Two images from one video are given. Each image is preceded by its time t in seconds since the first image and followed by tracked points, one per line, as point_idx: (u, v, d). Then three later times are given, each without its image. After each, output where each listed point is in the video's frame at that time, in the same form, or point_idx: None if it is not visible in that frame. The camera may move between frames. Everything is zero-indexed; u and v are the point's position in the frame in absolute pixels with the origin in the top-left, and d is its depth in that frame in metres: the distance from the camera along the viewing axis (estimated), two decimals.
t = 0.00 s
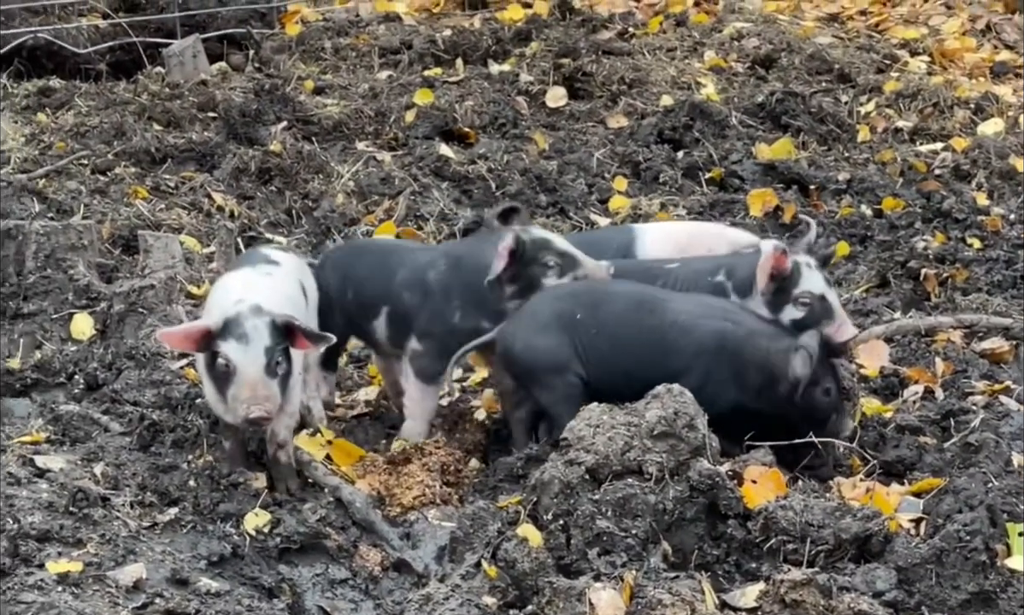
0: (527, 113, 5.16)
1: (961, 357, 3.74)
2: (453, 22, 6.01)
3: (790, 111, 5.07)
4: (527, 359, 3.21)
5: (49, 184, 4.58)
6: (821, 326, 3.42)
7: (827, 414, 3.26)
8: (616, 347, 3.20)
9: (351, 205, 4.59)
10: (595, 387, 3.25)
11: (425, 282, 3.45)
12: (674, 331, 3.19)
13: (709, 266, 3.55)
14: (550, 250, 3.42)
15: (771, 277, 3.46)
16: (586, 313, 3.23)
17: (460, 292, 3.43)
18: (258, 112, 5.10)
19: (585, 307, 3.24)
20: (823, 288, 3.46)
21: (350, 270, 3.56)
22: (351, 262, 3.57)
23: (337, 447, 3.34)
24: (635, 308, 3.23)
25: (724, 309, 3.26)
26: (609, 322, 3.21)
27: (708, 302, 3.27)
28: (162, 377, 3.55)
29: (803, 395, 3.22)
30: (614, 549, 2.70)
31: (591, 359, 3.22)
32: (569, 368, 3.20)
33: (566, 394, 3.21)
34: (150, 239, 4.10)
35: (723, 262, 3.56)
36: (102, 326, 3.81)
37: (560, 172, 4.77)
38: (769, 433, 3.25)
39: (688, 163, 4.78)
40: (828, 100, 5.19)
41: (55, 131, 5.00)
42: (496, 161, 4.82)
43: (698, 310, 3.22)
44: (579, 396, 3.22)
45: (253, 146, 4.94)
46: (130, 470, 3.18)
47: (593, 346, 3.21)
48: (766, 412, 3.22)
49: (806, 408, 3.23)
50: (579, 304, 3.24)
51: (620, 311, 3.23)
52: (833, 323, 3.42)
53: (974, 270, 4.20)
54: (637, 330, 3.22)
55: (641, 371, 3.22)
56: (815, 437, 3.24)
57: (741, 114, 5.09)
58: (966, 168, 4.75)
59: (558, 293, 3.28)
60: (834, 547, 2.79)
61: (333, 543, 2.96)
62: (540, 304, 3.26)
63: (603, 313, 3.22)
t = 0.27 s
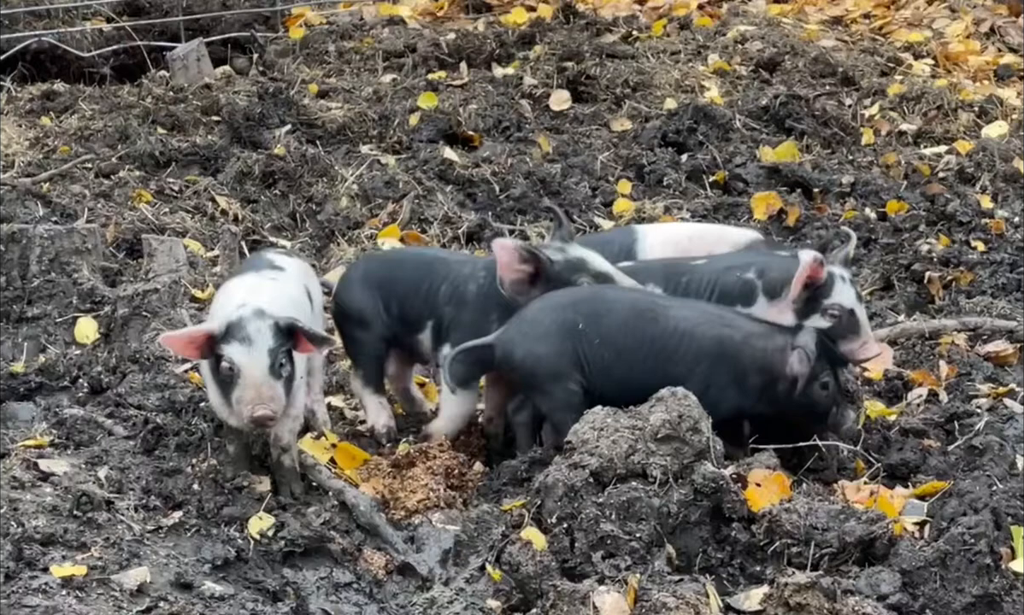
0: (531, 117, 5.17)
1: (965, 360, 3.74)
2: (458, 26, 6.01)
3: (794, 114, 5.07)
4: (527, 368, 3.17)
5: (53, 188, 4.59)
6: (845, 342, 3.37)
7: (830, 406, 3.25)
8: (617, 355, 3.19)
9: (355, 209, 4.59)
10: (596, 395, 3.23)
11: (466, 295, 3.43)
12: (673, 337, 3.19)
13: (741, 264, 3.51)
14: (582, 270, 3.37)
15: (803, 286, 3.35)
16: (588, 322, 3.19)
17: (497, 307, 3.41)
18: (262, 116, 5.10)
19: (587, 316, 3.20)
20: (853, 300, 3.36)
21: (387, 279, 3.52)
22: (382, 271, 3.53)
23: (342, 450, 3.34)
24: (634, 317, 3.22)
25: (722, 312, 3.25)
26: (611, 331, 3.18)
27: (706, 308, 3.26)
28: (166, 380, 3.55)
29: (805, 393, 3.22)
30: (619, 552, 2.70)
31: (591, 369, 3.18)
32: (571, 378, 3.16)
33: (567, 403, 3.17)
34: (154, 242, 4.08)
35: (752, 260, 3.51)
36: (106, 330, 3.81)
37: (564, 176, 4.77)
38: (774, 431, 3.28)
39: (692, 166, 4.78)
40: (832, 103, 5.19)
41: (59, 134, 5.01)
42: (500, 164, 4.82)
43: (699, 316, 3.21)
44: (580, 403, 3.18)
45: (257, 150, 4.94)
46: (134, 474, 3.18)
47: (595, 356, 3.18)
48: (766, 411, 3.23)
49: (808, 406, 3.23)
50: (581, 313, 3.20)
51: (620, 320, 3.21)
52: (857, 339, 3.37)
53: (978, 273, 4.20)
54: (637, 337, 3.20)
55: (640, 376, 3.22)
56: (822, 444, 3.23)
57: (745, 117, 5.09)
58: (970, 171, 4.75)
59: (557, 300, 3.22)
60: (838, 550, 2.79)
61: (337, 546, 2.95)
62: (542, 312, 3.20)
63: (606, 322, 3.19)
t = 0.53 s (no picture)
0: (532, 119, 5.17)
1: (966, 362, 3.74)
2: (459, 28, 6.01)
3: (795, 116, 5.07)
4: (538, 372, 3.15)
5: (54, 191, 4.59)
6: (883, 333, 3.39)
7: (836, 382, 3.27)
8: (626, 349, 3.20)
9: (357, 211, 4.59)
10: (603, 391, 3.25)
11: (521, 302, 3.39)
12: (681, 328, 3.20)
13: (773, 264, 3.52)
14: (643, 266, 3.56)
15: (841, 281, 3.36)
16: (601, 322, 3.19)
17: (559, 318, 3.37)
18: (263, 119, 5.11)
19: (599, 315, 3.20)
20: (887, 293, 3.41)
21: (411, 286, 3.45)
22: (414, 275, 3.46)
23: (342, 453, 3.35)
24: (644, 312, 3.23)
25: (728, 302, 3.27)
26: (622, 328, 3.20)
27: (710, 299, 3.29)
28: (168, 383, 3.55)
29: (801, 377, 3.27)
30: (620, 555, 2.70)
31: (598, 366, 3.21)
32: (578, 379, 3.17)
33: (573, 405, 3.17)
34: (156, 245, 4.04)
35: (785, 260, 3.53)
36: (108, 332, 3.81)
37: (566, 179, 4.78)
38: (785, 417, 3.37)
39: (693, 169, 4.78)
40: (833, 105, 5.19)
41: (60, 137, 5.01)
42: (502, 167, 4.82)
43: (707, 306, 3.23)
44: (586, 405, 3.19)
45: (258, 152, 4.95)
46: (136, 477, 3.19)
47: (605, 353, 3.19)
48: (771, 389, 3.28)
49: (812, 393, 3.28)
50: (593, 313, 3.19)
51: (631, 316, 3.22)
52: (894, 330, 3.40)
53: (979, 275, 4.20)
54: (647, 330, 3.21)
55: (647, 369, 3.23)
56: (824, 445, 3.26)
57: (746, 120, 5.09)
58: (972, 174, 4.76)
59: (568, 301, 3.22)
60: (840, 552, 2.80)
61: (338, 549, 2.95)
62: (553, 312, 3.20)
63: (617, 321, 3.20)
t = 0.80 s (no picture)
0: (532, 121, 5.17)
1: (966, 363, 3.73)
2: (458, 30, 6.01)
3: (795, 117, 5.07)
4: (536, 383, 3.14)
5: (54, 192, 4.59)
6: (913, 374, 3.27)
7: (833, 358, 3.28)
8: (623, 350, 3.19)
9: (356, 213, 4.59)
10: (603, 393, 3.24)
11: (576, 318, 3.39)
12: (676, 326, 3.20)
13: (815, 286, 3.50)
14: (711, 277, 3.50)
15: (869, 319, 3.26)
16: (595, 332, 3.17)
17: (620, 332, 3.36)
18: (263, 120, 5.11)
19: (592, 325, 3.18)
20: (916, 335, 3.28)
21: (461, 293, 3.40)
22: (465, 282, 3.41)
23: (342, 454, 3.34)
24: (638, 313, 3.22)
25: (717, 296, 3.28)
26: (617, 333, 3.19)
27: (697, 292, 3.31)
28: (167, 384, 3.55)
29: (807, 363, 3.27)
30: (620, 556, 2.70)
31: (600, 373, 3.20)
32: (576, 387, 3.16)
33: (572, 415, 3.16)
34: (155, 247, 4.05)
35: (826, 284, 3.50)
36: (107, 334, 3.81)
37: (565, 180, 4.77)
38: (785, 417, 3.45)
39: (692, 170, 4.78)
40: (833, 106, 5.19)
41: (59, 139, 5.01)
42: (501, 168, 4.83)
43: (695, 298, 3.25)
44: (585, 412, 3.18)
45: (258, 154, 4.95)
46: (136, 479, 3.18)
47: (602, 359, 3.19)
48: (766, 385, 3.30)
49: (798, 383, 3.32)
50: (586, 323, 3.17)
51: (626, 318, 3.21)
52: (925, 371, 3.28)
53: (979, 276, 4.21)
54: (647, 331, 3.20)
55: (647, 369, 3.23)
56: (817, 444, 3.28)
57: (745, 121, 5.09)
58: (971, 175, 4.76)
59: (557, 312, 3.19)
60: (839, 553, 2.80)
61: (338, 551, 2.95)
62: (545, 326, 3.17)
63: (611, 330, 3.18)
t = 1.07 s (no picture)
0: (530, 120, 5.17)
1: (964, 363, 3.73)
2: (457, 30, 6.01)
3: (794, 117, 5.07)
4: (540, 379, 3.13)
5: (52, 192, 4.59)
6: (909, 411, 3.33)
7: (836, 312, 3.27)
8: (627, 345, 3.16)
9: (355, 213, 4.59)
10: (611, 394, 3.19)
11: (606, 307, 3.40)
12: (676, 313, 3.18)
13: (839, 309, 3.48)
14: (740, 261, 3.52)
15: (875, 352, 3.29)
16: (596, 322, 3.15)
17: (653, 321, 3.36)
18: (261, 120, 5.10)
19: (592, 315, 3.16)
20: (918, 370, 3.33)
21: (501, 297, 3.37)
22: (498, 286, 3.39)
23: (341, 453, 3.34)
24: (638, 304, 3.20)
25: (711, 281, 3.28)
26: (620, 325, 3.16)
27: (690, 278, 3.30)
28: (166, 384, 3.55)
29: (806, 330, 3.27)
30: (619, 556, 2.69)
31: (603, 371, 3.16)
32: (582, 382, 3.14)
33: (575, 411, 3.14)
34: (154, 247, 4.08)
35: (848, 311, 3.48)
36: (106, 334, 3.81)
37: (564, 179, 4.77)
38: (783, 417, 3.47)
39: (691, 169, 4.78)
40: (832, 106, 5.19)
41: (58, 139, 5.01)
42: (500, 168, 4.83)
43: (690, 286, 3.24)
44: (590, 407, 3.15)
45: (257, 154, 4.95)
46: (134, 479, 3.18)
47: (605, 353, 3.15)
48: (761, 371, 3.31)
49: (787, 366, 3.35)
50: (587, 315, 3.15)
51: (626, 311, 3.18)
52: (921, 408, 3.34)
53: (977, 276, 4.21)
54: (652, 327, 3.18)
55: (656, 364, 3.19)
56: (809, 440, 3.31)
57: (744, 120, 5.09)
58: (970, 174, 4.76)
59: (554, 308, 3.18)
60: (838, 553, 2.80)
61: (337, 550, 2.95)
62: (545, 324, 3.15)
63: (613, 320, 3.16)
